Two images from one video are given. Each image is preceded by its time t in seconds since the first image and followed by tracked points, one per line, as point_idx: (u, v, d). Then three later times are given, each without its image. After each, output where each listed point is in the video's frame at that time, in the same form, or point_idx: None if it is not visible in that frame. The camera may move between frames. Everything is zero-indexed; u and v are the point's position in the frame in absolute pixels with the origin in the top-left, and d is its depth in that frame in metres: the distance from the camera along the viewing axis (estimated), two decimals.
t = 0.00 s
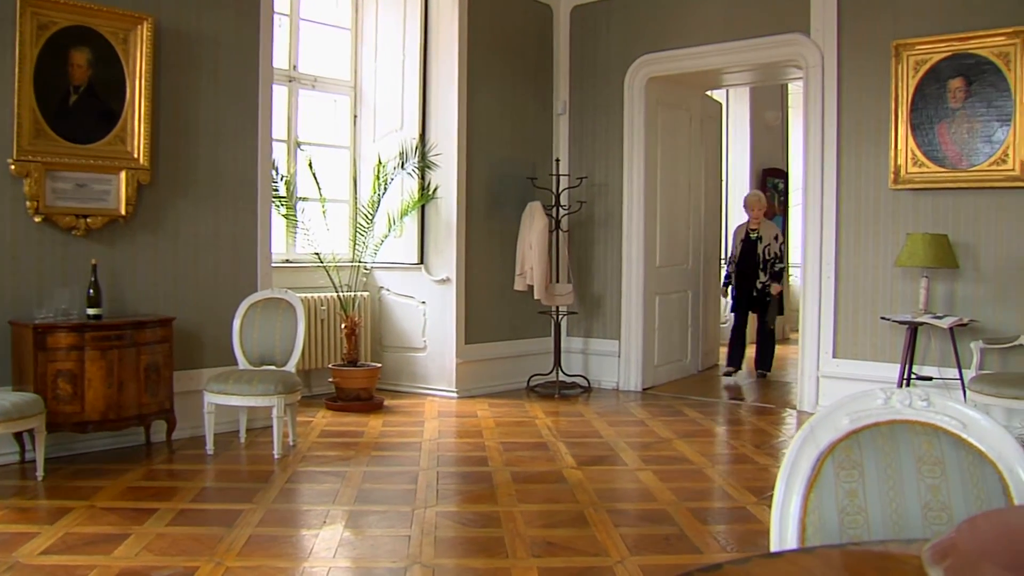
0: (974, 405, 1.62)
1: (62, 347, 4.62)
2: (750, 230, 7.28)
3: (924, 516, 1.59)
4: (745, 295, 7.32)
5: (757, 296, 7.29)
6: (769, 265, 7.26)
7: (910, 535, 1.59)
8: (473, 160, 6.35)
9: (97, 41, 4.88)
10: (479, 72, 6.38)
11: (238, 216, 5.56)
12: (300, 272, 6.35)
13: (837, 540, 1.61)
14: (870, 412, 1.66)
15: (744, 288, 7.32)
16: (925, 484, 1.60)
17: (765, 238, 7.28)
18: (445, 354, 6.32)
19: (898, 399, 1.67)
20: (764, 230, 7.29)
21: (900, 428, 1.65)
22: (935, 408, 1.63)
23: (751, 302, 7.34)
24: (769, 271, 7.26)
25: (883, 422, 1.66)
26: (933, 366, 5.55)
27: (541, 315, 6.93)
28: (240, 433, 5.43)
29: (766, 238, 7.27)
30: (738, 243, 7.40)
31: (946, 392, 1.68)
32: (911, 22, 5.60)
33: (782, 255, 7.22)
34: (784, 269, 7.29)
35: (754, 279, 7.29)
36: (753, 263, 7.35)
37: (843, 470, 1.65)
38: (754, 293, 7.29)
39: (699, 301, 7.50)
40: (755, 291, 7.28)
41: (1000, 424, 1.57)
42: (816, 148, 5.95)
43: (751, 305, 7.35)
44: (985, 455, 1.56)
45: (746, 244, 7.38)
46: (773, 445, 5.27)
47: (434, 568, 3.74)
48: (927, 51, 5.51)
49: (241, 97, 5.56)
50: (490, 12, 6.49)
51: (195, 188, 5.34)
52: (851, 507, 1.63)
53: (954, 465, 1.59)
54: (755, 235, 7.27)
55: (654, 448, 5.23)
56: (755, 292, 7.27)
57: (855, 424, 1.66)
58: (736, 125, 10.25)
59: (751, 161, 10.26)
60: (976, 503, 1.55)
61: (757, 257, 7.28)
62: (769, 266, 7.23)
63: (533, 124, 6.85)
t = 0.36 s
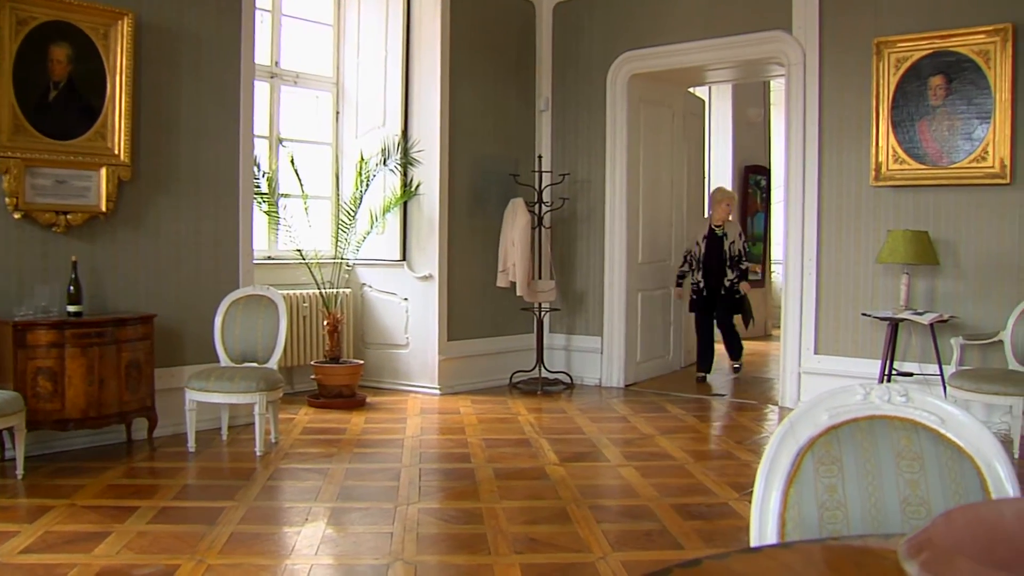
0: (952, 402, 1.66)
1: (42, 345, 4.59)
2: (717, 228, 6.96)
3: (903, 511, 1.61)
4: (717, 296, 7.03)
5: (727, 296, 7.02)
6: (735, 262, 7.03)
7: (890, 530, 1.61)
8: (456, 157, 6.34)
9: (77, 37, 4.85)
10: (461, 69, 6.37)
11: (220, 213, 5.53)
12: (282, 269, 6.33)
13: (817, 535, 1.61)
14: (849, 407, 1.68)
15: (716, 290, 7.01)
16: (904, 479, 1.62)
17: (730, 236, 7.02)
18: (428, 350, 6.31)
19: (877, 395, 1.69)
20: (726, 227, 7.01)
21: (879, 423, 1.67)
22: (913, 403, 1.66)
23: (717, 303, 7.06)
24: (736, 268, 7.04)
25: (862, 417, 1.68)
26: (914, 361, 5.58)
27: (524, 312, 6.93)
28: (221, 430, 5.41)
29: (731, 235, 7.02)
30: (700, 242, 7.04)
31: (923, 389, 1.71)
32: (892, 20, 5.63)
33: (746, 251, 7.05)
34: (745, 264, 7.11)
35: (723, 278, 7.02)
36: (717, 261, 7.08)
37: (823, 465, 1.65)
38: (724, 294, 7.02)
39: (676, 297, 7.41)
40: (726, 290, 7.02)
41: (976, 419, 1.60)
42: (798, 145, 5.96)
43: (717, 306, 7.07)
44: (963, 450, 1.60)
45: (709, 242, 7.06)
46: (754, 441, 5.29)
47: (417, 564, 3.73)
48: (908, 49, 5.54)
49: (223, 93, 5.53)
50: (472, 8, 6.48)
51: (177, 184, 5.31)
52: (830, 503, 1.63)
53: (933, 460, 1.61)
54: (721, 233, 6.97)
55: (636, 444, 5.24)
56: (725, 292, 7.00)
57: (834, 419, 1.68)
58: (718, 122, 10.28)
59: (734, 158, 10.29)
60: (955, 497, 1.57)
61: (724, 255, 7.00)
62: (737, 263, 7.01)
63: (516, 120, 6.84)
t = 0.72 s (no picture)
0: (929, 395, 1.66)
1: (22, 341, 4.56)
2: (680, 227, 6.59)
3: (882, 504, 1.62)
4: (682, 299, 6.63)
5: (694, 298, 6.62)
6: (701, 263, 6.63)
7: (869, 524, 1.62)
8: (438, 153, 6.34)
9: (56, 32, 4.81)
10: (443, 65, 6.36)
11: (200, 209, 5.50)
12: (263, 265, 6.30)
13: (796, 529, 1.62)
14: (827, 402, 1.68)
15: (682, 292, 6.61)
16: (882, 473, 1.63)
17: (694, 236, 6.65)
18: (409, 346, 6.30)
19: (856, 390, 1.70)
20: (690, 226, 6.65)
21: (857, 418, 1.68)
22: (892, 398, 1.67)
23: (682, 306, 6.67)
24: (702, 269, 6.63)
25: (840, 412, 1.68)
26: (894, 357, 5.61)
27: (506, 308, 6.92)
28: (202, 427, 5.38)
29: (695, 235, 6.65)
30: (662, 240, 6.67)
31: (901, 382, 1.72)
32: (872, 18, 5.65)
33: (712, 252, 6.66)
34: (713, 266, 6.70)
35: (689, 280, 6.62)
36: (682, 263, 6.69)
37: (802, 460, 1.66)
38: (690, 296, 6.62)
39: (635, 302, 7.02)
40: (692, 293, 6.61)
41: (954, 413, 1.61)
42: (779, 141, 5.98)
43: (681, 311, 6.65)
44: (941, 444, 1.60)
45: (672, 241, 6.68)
46: (736, 436, 5.30)
47: (399, 561, 3.73)
48: (888, 46, 5.56)
49: (203, 88, 5.50)
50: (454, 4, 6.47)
51: (157, 180, 5.28)
52: (809, 497, 1.64)
53: (911, 454, 1.62)
54: (685, 232, 6.60)
55: (618, 440, 5.25)
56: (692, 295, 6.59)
57: (813, 414, 1.68)
58: (701, 119, 10.31)
59: (716, 154, 10.32)
60: (931, 491, 1.58)
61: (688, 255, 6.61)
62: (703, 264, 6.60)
63: (498, 116, 6.84)
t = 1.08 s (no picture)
0: (907, 389, 1.68)
1: (2, 338, 4.54)
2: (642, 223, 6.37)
3: (861, 498, 1.63)
4: (647, 296, 6.43)
5: (659, 296, 6.42)
6: (665, 259, 6.43)
7: (848, 517, 1.62)
8: (421, 148, 6.33)
9: (35, 25, 4.77)
10: (426, 60, 6.34)
11: (182, 204, 5.47)
12: (245, 260, 6.27)
13: (776, 522, 1.62)
14: (807, 396, 1.69)
15: (646, 289, 6.41)
16: (862, 467, 1.63)
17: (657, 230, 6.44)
18: (392, 341, 6.29)
19: (836, 383, 1.71)
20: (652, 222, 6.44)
21: (837, 412, 1.69)
22: (871, 392, 1.67)
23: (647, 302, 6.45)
24: (666, 266, 6.44)
25: (820, 406, 1.69)
26: (875, 352, 5.64)
27: (489, 303, 6.92)
28: (184, 423, 5.36)
29: (657, 230, 6.45)
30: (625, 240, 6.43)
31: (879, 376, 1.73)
32: (854, 14, 5.67)
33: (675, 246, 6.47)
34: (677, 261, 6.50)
35: (654, 277, 6.42)
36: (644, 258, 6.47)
37: (782, 454, 1.66)
38: (654, 292, 6.41)
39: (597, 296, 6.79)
40: (657, 290, 6.41)
41: (932, 406, 1.62)
42: (761, 136, 5.99)
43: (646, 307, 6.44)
44: (920, 437, 1.61)
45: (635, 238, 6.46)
46: (718, 430, 5.32)
47: (381, 556, 3.72)
48: (870, 42, 5.59)
49: (183, 82, 5.46)
50: None
51: (139, 175, 5.25)
52: (789, 491, 1.64)
53: (890, 447, 1.63)
54: (648, 226, 6.40)
55: (600, 435, 5.25)
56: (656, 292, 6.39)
57: (793, 408, 1.69)
58: (684, 115, 10.33)
59: (699, 149, 10.35)
60: (911, 484, 1.59)
61: (651, 251, 6.41)
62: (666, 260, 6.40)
63: (480, 111, 6.82)
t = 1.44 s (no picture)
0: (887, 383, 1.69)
1: None
2: (595, 219, 6.15)
3: (841, 491, 1.64)
4: (597, 296, 6.22)
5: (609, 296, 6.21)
6: (618, 258, 6.19)
7: (827, 510, 1.64)
8: (403, 144, 6.31)
9: (14, 19, 4.72)
10: (408, 55, 6.33)
11: (162, 200, 5.43)
12: (228, 256, 6.25)
13: (756, 516, 1.63)
14: (788, 391, 1.69)
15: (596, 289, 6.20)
16: (842, 461, 1.65)
17: (610, 227, 6.21)
18: (375, 337, 6.28)
19: (816, 377, 1.72)
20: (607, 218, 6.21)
21: (818, 407, 1.69)
22: (852, 386, 1.68)
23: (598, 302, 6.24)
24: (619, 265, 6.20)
25: (801, 400, 1.70)
26: (857, 346, 5.66)
27: (472, 298, 6.91)
28: (167, 419, 5.33)
29: (611, 227, 6.21)
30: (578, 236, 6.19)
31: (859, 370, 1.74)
32: (836, 11, 5.69)
33: (629, 245, 6.23)
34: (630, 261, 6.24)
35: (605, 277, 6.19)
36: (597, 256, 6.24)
37: (763, 449, 1.67)
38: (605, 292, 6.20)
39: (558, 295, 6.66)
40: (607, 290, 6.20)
41: (912, 401, 1.64)
42: (744, 132, 6.00)
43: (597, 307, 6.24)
44: (900, 431, 1.63)
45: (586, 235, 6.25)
46: (700, 425, 5.33)
47: (364, 552, 3.72)
48: (852, 38, 5.61)
49: (165, 76, 5.43)
50: None
51: (120, 171, 5.22)
52: (769, 485, 1.65)
53: (870, 441, 1.64)
54: (600, 224, 6.17)
55: (583, 430, 5.26)
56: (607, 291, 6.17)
57: (774, 402, 1.69)
58: (667, 110, 10.34)
59: (682, 145, 10.37)
60: (890, 478, 1.61)
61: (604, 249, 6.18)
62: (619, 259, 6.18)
63: (463, 106, 6.81)
